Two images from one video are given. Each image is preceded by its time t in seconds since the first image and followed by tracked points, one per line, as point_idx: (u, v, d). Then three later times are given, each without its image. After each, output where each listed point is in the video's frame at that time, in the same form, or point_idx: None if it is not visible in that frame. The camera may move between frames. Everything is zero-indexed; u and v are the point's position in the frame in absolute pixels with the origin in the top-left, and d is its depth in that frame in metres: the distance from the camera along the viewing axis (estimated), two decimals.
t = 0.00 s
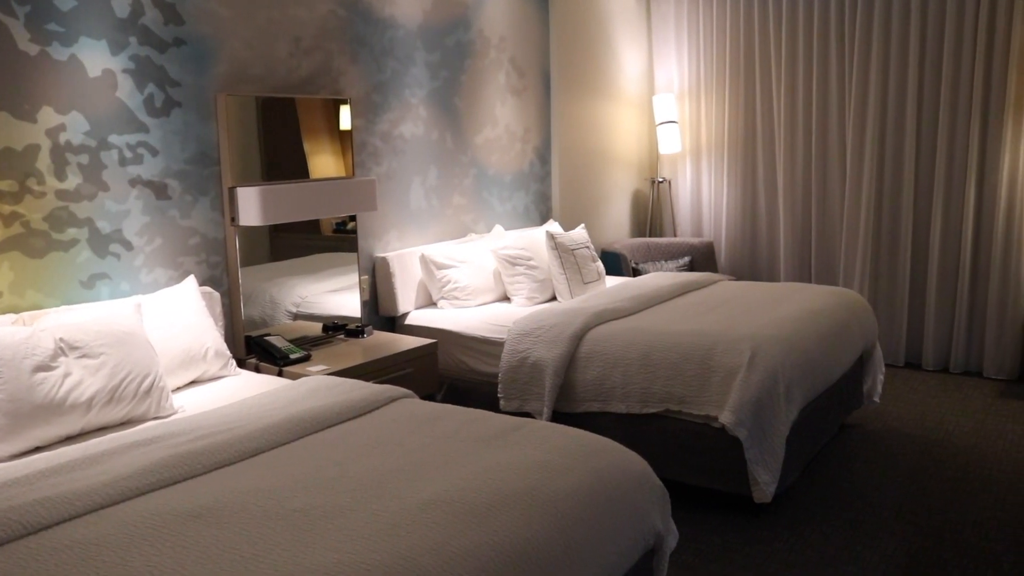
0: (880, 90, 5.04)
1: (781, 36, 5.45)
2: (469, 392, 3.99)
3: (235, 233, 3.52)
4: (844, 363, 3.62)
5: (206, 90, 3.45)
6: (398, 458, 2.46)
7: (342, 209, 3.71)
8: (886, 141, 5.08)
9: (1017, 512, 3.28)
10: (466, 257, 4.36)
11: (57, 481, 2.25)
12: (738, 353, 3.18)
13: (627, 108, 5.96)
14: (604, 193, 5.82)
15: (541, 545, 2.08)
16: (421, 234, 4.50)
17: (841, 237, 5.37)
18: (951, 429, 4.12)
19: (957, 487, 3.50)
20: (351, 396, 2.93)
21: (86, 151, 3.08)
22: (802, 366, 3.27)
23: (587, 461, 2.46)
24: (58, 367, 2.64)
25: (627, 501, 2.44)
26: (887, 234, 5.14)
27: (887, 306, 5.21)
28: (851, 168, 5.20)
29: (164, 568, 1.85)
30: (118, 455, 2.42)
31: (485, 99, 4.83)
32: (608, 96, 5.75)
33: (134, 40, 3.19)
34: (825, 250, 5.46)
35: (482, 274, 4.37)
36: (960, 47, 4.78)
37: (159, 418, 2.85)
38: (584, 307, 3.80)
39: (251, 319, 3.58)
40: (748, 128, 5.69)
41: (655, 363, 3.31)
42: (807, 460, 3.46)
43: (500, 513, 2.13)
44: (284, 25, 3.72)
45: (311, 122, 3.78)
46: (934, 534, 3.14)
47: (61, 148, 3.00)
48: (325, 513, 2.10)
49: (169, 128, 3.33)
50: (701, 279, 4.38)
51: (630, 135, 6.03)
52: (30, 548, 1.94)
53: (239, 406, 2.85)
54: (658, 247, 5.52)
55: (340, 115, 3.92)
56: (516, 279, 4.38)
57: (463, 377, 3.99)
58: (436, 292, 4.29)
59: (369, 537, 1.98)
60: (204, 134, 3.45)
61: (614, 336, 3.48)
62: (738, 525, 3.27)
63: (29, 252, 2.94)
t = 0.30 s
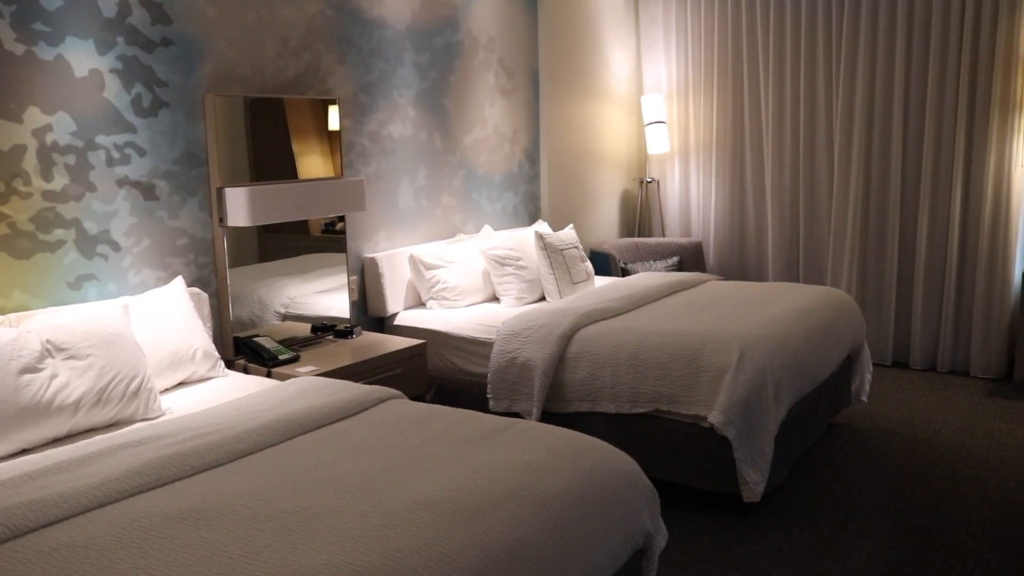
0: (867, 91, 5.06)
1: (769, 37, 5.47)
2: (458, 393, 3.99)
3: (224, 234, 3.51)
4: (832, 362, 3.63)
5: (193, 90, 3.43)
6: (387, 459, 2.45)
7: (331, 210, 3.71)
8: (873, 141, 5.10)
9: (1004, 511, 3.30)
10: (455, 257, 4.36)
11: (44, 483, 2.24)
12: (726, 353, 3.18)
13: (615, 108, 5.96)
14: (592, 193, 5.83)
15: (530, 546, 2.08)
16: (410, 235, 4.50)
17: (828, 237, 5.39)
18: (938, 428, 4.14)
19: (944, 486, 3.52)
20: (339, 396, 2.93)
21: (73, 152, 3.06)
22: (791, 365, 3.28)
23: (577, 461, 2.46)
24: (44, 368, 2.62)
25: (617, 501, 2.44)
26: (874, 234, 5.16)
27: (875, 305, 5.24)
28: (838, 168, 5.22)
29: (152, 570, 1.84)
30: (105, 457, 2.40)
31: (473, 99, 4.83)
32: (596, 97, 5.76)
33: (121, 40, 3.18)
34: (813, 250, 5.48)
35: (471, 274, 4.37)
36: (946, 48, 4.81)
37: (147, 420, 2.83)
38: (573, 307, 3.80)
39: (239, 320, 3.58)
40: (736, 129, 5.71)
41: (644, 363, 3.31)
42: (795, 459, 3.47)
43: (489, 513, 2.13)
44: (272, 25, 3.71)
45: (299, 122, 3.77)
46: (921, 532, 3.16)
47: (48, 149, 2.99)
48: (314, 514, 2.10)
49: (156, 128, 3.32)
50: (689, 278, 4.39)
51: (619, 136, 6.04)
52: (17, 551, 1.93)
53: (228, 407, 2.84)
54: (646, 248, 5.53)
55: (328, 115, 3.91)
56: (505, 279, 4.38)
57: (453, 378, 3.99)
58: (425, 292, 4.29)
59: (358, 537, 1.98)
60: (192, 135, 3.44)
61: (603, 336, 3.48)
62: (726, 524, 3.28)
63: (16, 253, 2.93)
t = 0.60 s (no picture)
0: (855, 91, 5.08)
1: (757, 37, 5.48)
2: (447, 393, 3.99)
3: (212, 235, 3.50)
4: (820, 361, 3.64)
5: (181, 90, 3.42)
6: (376, 459, 2.45)
7: (320, 210, 3.70)
8: (861, 141, 5.13)
9: (992, 508, 3.32)
10: (444, 257, 4.36)
11: (30, 486, 2.22)
12: (715, 353, 3.19)
13: (604, 108, 5.97)
14: (581, 193, 5.83)
15: (519, 545, 2.08)
16: (399, 235, 4.49)
17: (816, 237, 5.40)
18: (925, 426, 4.16)
19: (932, 484, 3.54)
20: (327, 397, 2.92)
21: (60, 152, 3.05)
22: (779, 364, 3.29)
23: (566, 461, 2.47)
24: (31, 370, 2.61)
25: (606, 500, 2.45)
26: (862, 234, 5.18)
27: (863, 305, 5.26)
28: (827, 169, 5.23)
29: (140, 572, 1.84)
30: (92, 459, 2.39)
31: (462, 99, 4.82)
32: (585, 97, 5.76)
33: (109, 40, 3.16)
34: (801, 250, 5.49)
35: (460, 275, 4.36)
36: (933, 48, 4.83)
37: (135, 422, 2.82)
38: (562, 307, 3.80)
39: (228, 321, 3.57)
40: (724, 129, 5.72)
41: (633, 362, 3.32)
42: (783, 458, 3.48)
43: (479, 513, 2.13)
44: (260, 25, 3.70)
45: (287, 122, 3.77)
46: (909, 530, 3.17)
47: (34, 149, 2.97)
48: (303, 516, 2.09)
49: (144, 129, 3.30)
50: (678, 278, 4.40)
51: (608, 136, 6.04)
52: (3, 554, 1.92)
53: (216, 408, 2.83)
54: (635, 248, 5.54)
55: (317, 115, 3.90)
56: (494, 279, 4.38)
57: (442, 378, 3.99)
58: (414, 293, 4.28)
59: (348, 538, 1.97)
60: (180, 135, 3.43)
61: (592, 336, 3.48)
62: (715, 523, 3.28)
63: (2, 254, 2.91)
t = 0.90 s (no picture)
0: (842, 91, 5.10)
1: (745, 37, 5.50)
2: (437, 394, 3.98)
3: (200, 236, 3.48)
4: (807, 361, 3.65)
5: (168, 90, 3.41)
6: (364, 460, 2.45)
7: (308, 210, 3.69)
8: (848, 141, 5.15)
9: (978, 506, 3.34)
10: (433, 258, 4.36)
11: (16, 488, 2.21)
12: (704, 352, 3.20)
13: (593, 109, 5.98)
14: (570, 194, 5.84)
15: (509, 546, 2.08)
16: (387, 236, 4.48)
17: (804, 236, 5.42)
18: (913, 425, 4.18)
19: (919, 481, 3.56)
20: (315, 398, 2.92)
21: (46, 152, 3.03)
22: (768, 363, 3.30)
23: (555, 460, 2.47)
24: (18, 372, 2.59)
25: (596, 500, 2.45)
26: (850, 234, 5.21)
27: (851, 304, 5.28)
28: (815, 168, 5.25)
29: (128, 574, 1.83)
30: (79, 461, 2.38)
31: (450, 99, 4.82)
32: (573, 97, 5.76)
33: (95, 40, 3.15)
34: (790, 250, 5.51)
35: (449, 275, 4.36)
36: (920, 48, 4.86)
37: (123, 423, 2.81)
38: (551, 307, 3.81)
39: (216, 322, 3.56)
40: (713, 129, 5.73)
41: (622, 362, 3.32)
42: (771, 457, 3.49)
43: (467, 513, 2.12)
44: (248, 25, 3.69)
45: (276, 122, 3.76)
46: (897, 528, 3.19)
47: (20, 149, 2.95)
48: (292, 516, 2.09)
49: (131, 129, 3.29)
50: (666, 278, 4.41)
51: (596, 137, 6.05)
52: None
53: (204, 409, 2.82)
54: (624, 248, 5.55)
55: (305, 116, 3.90)
56: (482, 279, 4.38)
57: (431, 379, 3.98)
58: (403, 293, 4.28)
59: (337, 539, 1.97)
60: (167, 135, 3.42)
61: (580, 336, 3.49)
62: (704, 522, 3.29)
63: None
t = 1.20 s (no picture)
0: (830, 91, 5.12)
1: (733, 37, 5.50)
2: (426, 394, 3.98)
3: (188, 236, 3.47)
4: (796, 360, 3.66)
5: (155, 90, 3.39)
6: (352, 461, 2.44)
7: (296, 211, 3.68)
8: (836, 141, 5.17)
9: (966, 504, 3.36)
10: (422, 258, 4.35)
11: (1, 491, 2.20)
12: (693, 352, 3.20)
13: (581, 109, 5.98)
14: (559, 193, 5.84)
15: (498, 546, 2.08)
16: (376, 236, 4.48)
17: (792, 236, 5.44)
18: (901, 424, 4.20)
19: (907, 479, 3.58)
20: (303, 399, 2.91)
21: (32, 153, 3.01)
22: (756, 363, 3.31)
23: (544, 461, 2.47)
24: (4, 373, 2.58)
25: (585, 500, 2.45)
26: (838, 234, 5.22)
27: (839, 303, 5.29)
28: (803, 168, 5.26)
29: None
30: (65, 464, 2.37)
31: (439, 100, 4.82)
32: (562, 97, 5.76)
33: (81, 40, 3.13)
34: (778, 250, 5.53)
35: (438, 275, 4.36)
36: (907, 49, 4.88)
37: (110, 425, 2.80)
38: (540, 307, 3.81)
39: (204, 322, 3.54)
40: (701, 129, 5.74)
41: (611, 362, 3.33)
42: (760, 457, 3.50)
43: (456, 514, 2.12)
44: (236, 25, 3.68)
45: (264, 123, 3.75)
46: (885, 526, 3.20)
47: (6, 150, 2.94)
48: (280, 518, 2.08)
49: (118, 129, 3.27)
50: (655, 278, 4.42)
51: (585, 137, 6.05)
52: None
53: (192, 411, 2.81)
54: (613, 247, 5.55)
55: (294, 116, 3.89)
56: (471, 280, 4.38)
57: (420, 379, 3.98)
58: (392, 294, 4.28)
59: (325, 541, 1.96)
60: (155, 136, 3.40)
61: (569, 336, 3.49)
62: (692, 522, 3.30)
63: None
